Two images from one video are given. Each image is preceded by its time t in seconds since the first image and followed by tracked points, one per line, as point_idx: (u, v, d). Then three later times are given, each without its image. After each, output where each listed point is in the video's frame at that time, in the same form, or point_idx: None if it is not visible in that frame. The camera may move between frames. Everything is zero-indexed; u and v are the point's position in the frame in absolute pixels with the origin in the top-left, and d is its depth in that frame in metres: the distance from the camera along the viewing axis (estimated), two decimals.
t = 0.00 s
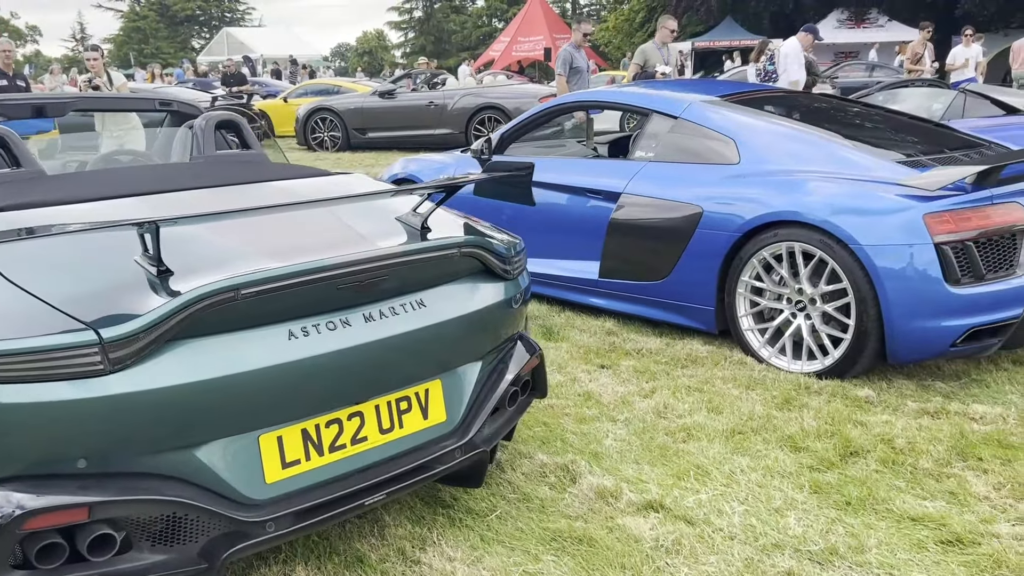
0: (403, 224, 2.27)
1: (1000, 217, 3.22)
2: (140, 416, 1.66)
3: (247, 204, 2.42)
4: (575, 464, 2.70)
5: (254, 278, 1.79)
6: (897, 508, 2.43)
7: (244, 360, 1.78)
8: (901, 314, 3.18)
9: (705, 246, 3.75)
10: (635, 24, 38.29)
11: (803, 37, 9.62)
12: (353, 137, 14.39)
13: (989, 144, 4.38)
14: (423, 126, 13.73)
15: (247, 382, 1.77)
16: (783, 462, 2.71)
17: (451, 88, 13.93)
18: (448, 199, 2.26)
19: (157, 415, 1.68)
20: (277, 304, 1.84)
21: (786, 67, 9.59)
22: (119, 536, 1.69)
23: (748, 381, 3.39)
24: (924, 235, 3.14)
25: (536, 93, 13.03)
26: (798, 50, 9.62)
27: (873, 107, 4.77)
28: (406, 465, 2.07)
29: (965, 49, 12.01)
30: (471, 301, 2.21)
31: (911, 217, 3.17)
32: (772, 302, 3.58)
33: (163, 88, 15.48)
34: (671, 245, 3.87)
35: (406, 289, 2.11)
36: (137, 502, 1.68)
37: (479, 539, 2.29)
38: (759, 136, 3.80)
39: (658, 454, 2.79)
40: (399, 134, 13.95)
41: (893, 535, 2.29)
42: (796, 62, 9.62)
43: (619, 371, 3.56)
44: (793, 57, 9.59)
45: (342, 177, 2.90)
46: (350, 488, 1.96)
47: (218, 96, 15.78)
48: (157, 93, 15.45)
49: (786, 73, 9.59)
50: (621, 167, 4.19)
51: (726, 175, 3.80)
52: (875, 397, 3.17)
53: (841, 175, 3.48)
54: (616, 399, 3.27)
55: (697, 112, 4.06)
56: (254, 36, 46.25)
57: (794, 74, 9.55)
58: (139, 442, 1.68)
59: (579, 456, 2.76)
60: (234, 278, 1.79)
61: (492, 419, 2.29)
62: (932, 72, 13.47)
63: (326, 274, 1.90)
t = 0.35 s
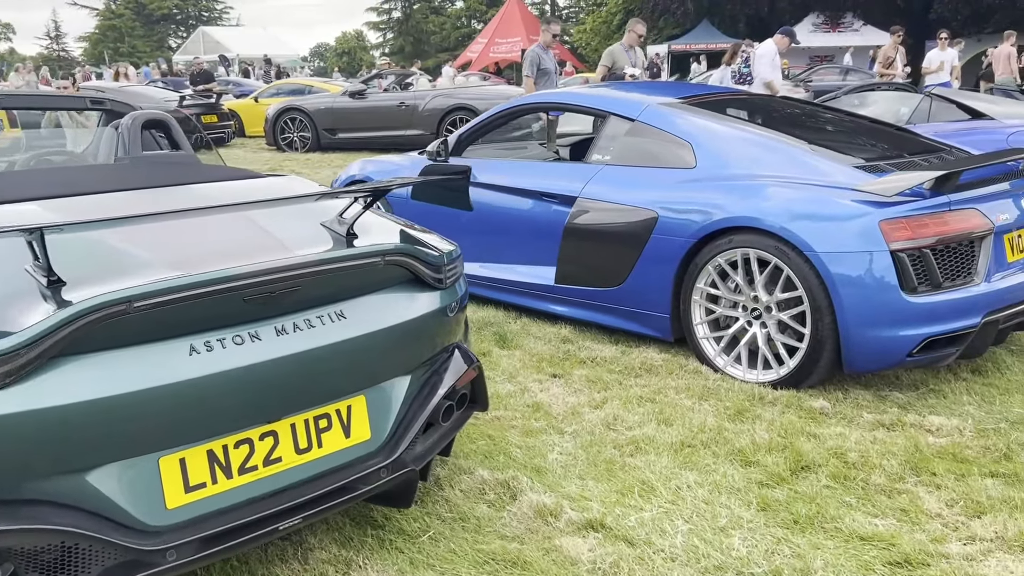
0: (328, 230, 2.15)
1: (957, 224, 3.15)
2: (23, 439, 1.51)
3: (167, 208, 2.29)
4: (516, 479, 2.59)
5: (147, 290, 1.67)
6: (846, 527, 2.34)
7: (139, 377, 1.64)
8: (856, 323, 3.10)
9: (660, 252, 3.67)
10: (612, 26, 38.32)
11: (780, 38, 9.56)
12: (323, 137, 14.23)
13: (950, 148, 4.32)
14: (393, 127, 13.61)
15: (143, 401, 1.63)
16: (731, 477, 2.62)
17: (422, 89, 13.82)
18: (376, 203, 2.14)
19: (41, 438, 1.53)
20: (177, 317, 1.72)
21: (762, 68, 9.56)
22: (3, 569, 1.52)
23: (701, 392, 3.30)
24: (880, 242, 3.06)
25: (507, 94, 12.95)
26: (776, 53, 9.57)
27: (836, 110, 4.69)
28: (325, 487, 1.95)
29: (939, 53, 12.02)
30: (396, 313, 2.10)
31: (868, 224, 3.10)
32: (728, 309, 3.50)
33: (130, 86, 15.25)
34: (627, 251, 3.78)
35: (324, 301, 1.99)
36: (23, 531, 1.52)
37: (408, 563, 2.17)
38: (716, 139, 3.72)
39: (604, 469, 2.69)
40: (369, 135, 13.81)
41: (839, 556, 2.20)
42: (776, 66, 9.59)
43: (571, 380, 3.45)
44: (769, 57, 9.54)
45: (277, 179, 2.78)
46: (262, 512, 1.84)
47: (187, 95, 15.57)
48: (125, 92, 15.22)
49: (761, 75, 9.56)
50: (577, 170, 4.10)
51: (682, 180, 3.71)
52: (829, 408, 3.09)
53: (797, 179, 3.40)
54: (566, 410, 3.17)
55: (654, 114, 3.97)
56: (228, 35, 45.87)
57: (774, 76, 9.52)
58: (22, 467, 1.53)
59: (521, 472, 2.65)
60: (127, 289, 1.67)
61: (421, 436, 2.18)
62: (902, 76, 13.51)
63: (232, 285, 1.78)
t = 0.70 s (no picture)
0: (255, 238, 2.01)
1: (932, 233, 3.03)
2: None
3: (86, 213, 2.14)
4: (464, 501, 2.45)
5: (32, 307, 1.53)
6: (808, 555, 2.21)
7: (26, 400, 1.49)
8: (825, 335, 2.99)
9: (626, 260, 3.54)
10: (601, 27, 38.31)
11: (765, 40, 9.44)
12: (302, 135, 14.04)
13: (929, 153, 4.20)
14: (374, 126, 13.45)
15: (29, 427, 1.48)
16: (691, 499, 2.49)
17: (403, 89, 13.67)
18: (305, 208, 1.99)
19: None
20: (71, 335, 1.58)
21: (744, 71, 9.46)
22: None
23: (667, 406, 3.17)
24: (850, 251, 2.94)
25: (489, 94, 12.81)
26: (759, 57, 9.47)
27: (813, 112, 4.57)
28: (243, 516, 1.80)
29: (926, 56, 11.91)
30: (325, 328, 1.96)
31: (838, 232, 2.98)
32: (695, 319, 3.38)
33: (108, 82, 15.02)
34: (594, 258, 3.64)
35: (244, 315, 1.85)
36: None
37: None
38: (685, 143, 3.59)
39: (558, 490, 2.55)
40: (349, 134, 13.65)
41: None
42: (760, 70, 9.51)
43: (532, 391, 3.32)
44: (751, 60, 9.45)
45: (216, 181, 2.63)
46: (170, 545, 1.69)
47: (166, 92, 15.36)
48: (104, 88, 15.01)
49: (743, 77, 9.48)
50: (543, 173, 3.97)
51: (650, 184, 3.59)
52: (798, 424, 2.97)
53: (766, 185, 3.28)
54: (524, 424, 3.03)
55: (623, 116, 3.85)
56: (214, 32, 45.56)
57: (755, 80, 9.46)
58: None
59: (470, 493, 2.51)
60: (12, 304, 1.53)
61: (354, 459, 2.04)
62: (887, 79, 13.43)
63: (132, 299, 1.64)
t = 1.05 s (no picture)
0: (189, 254, 1.90)
1: (914, 248, 2.92)
2: None
3: (14, 225, 2.02)
4: (418, 529, 2.33)
5: None
6: None
7: None
8: (802, 354, 2.88)
9: (600, 272, 3.43)
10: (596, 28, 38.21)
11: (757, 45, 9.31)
12: (290, 134, 13.89)
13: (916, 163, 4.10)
14: (362, 126, 13.33)
15: None
16: (657, 528, 2.38)
17: (391, 89, 13.55)
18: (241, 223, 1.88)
19: None
20: None
21: (734, 76, 9.35)
22: None
23: (639, 424, 3.06)
24: (828, 267, 2.84)
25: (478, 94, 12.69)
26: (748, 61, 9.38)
27: (798, 119, 4.47)
28: (168, 554, 1.68)
29: (918, 61, 11.82)
30: (260, 352, 1.84)
31: (815, 247, 2.88)
32: (670, 334, 3.27)
33: (95, 79, 14.84)
34: (567, 269, 3.53)
35: (169, 339, 1.73)
36: None
37: None
38: (662, 152, 3.49)
39: (519, 517, 2.43)
40: (337, 133, 13.52)
41: None
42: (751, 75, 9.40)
43: (501, 408, 3.20)
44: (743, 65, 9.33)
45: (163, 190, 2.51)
46: None
47: (154, 89, 15.20)
48: (90, 84, 14.84)
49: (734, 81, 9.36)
50: (518, 181, 3.85)
51: (626, 195, 3.48)
52: (773, 446, 2.87)
53: (742, 198, 3.18)
54: (489, 443, 2.91)
55: (599, 122, 3.74)
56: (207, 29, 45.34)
57: (745, 86, 9.35)
58: None
59: (425, 520, 2.39)
60: None
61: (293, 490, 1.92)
62: (880, 83, 13.33)
63: (40, 323, 1.53)
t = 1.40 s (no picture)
0: (118, 258, 1.82)
1: (894, 255, 2.83)
2: None
3: None
4: (369, 546, 2.24)
5: None
6: None
7: None
8: (776, 364, 2.79)
9: (574, 276, 3.33)
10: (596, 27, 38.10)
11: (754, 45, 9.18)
12: (282, 131, 13.77)
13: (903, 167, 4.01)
14: (355, 123, 13.23)
15: None
16: (619, 546, 2.28)
17: (385, 86, 13.47)
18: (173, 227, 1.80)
19: None
20: None
21: (729, 78, 9.24)
22: None
23: (609, 434, 2.96)
24: (803, 274, 2.75)
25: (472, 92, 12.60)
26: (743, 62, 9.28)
27: (784, 122, 4.37)
28: None
29: (913, 62, 11.73)
30: (189, 362, 1.75)
31: (790, 253, 2.79)
32: (644, 341, 3.17)
33: (88, 72, 14.70)
34: (541, 273, 3.44)
35: (89, 350, 1.64)
36: None
37: None
38: (638, 154, 3.40)
39: (476, 532, 2.34)
40: (330, 130, 13.43)
41: None
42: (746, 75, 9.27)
43: (468, 415, 3.11)
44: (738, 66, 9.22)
45: (108, 188, 2.41)
46: None
47: (147, 84, 15.06)
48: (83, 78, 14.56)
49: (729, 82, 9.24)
50: (493, 182, 3.75)
51: (601, 198, 3.39)
52: (745, 459, 2.78)
53: (718, 202, 3.09)
54: (452, 453, 2.81)
55: (576, 122, 3.64)
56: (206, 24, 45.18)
57: (739, 87, 9.25)
58: None
59: (376, 536, 2.29)
60: None
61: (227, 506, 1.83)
62: (877, 85, 13.23)
63: None
